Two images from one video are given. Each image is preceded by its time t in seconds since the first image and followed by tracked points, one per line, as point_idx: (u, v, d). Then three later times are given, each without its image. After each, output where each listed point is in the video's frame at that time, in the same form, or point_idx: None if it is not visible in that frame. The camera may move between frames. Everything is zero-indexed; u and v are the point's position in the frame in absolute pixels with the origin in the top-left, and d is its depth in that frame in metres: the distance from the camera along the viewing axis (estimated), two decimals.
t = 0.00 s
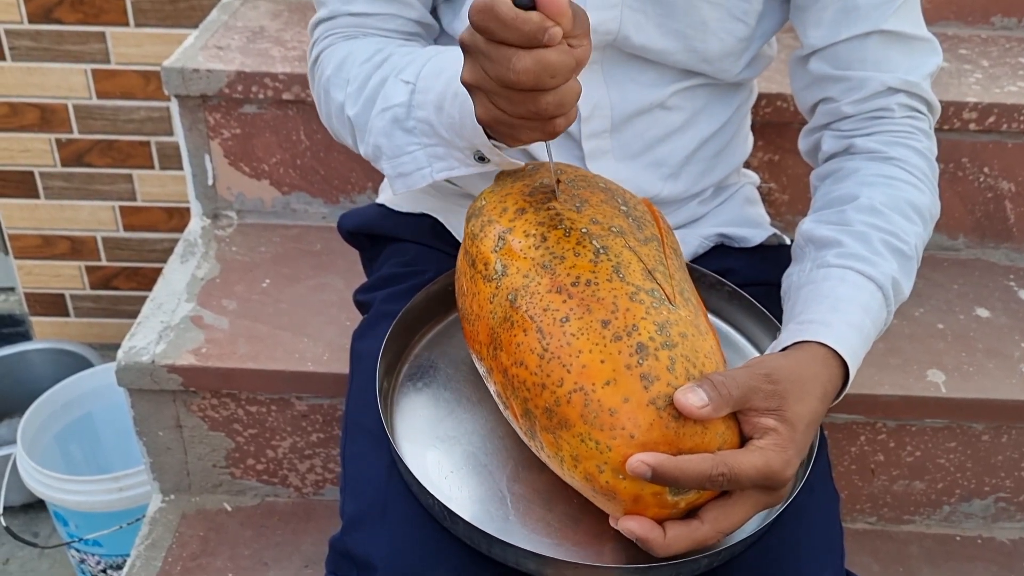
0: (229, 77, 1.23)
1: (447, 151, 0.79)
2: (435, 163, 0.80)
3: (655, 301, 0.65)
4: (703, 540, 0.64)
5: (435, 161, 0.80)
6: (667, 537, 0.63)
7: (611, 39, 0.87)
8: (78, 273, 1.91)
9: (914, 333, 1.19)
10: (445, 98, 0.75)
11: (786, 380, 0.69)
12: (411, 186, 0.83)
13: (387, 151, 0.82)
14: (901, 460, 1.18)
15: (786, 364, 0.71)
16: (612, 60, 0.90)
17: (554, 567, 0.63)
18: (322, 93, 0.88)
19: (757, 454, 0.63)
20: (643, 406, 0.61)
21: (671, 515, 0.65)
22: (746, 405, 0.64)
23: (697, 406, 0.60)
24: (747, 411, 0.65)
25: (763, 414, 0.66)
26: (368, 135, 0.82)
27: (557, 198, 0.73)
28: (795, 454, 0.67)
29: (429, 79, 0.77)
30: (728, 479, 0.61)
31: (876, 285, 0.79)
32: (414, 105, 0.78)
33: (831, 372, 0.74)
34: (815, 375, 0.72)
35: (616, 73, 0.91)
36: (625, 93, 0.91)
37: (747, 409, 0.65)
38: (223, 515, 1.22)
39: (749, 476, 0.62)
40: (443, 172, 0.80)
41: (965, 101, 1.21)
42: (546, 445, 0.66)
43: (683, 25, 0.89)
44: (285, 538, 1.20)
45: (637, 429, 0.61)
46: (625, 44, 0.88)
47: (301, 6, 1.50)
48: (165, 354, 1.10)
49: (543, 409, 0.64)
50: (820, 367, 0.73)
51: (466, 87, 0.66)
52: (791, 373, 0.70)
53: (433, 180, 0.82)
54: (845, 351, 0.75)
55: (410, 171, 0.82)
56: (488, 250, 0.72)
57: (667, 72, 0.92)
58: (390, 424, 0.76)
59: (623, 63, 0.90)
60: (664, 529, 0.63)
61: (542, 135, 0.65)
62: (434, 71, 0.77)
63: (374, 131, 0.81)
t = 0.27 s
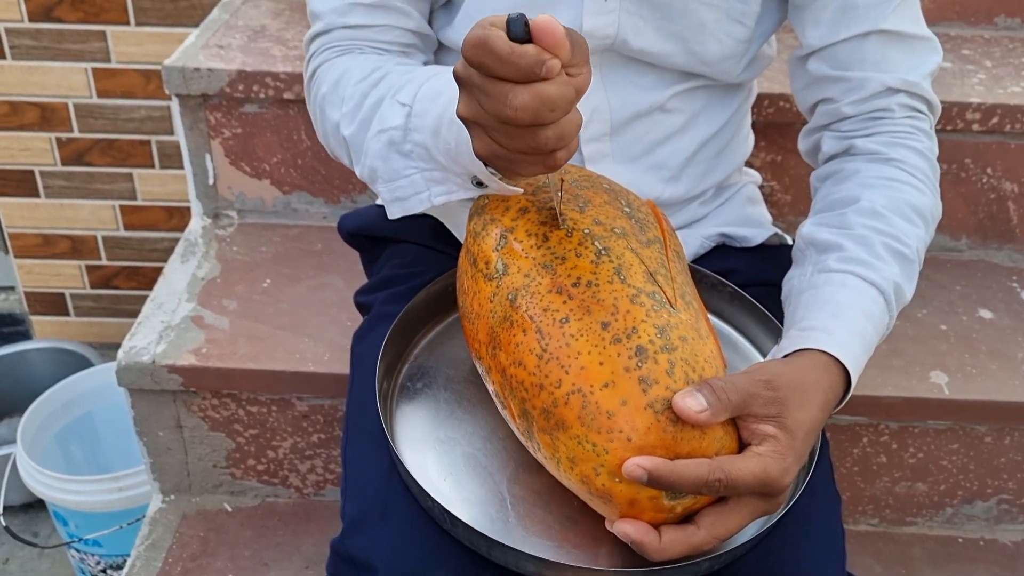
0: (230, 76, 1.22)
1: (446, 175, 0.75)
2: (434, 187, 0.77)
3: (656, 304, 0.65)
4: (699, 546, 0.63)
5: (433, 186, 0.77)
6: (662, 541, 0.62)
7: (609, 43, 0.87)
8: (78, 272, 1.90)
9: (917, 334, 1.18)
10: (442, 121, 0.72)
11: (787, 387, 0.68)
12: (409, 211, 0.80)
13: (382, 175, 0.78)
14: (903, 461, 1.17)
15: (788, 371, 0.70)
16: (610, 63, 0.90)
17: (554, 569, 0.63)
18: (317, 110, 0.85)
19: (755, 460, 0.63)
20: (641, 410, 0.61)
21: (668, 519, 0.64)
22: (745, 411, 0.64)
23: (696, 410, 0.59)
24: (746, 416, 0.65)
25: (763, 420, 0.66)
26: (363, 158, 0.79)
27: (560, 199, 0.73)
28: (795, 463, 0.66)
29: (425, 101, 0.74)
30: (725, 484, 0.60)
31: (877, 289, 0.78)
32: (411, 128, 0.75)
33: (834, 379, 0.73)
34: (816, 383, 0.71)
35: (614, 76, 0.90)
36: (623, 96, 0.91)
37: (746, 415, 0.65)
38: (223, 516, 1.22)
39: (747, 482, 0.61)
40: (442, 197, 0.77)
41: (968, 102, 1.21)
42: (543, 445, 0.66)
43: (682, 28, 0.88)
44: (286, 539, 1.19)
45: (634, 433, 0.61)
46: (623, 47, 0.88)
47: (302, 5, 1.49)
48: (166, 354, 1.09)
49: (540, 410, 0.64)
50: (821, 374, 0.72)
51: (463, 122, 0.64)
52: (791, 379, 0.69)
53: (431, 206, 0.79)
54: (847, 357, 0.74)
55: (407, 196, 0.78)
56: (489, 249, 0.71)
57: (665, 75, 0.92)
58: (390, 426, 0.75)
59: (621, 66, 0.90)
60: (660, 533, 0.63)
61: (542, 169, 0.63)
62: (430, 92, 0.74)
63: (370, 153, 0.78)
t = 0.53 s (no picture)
0: (231, 75, 1.22)
1: (447, 201, 0.74)
2: (434, 211, 0.76)
3: (662, 302, 0.64)
4: (698, 546, 0.63)
5: (434, 209, 0.76)
6: (662, 540, 0.62)
7: (609, 47, 0.87)
8: (78, 271, 1.90)
9: (919, 335, 1.18)
10: (444, 151, 0.69)
11: (791, 390, 0.68)
12: (407, 233, 0.78)
13: (380, 199, 0.77)
14: (905, 462, 1.17)
15: (792, 374, 0.70)
16: (610, 66, 0.89)
17: (556, 569, 0.63)
18: (309, 122, 0.82)
19: (757, 461, 0.63)
20: (644, 407, 0.60)
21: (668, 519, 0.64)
22: (748, 412, 0.64)
23: (698, 409, 0.59)
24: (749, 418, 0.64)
25: (766, 422, 0.66)
26: (359, 179, 0.77)
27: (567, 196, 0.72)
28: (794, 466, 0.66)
29: (425, 128, 0.71)
30: (726, 485, 0.60)
31: (881, 292, 0.78)
32: (410, 154, 0.73)
33: (837, 382, 0.73)
34: (820, 386, 0.71)
35: (614, 78, 0.90)
36: (624, 98, 0.90)
37: (749, 416, 0.64)
38: (223, 516, 1.22)
39: (748, 483, 0.61)
40: (444, 219, 0.76)
41: (971, 102, 1.21)
42: (544, 441, 0.65)
43: (683, 31, 0.87)
44: (286, 539, 1.19)
45: (637, 430, 0.60)
46: (623, 51, 0.87)
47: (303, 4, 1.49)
48: (166, 354, 1.09)
49: (543, 405, 0.64)
50: (823, 377, 0.72)
51: (472, 163, 0.63)
52: (795, 382, 0.69)
53: (433, 226, 0.78)
54: (851, 362, 0.74)
55: (406, 220, 0.77)
56: (495, 244, 0.71)
57: (666, 77, 0.91)
58: (392, 426, 0.75)
59: (620, 69, 0.90)
60: (659, 532, 0.63)
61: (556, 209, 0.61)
62: (430, 118, 0.71)
63: (367, 178, 0.76)
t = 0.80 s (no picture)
0: (233, 75, 1.22)
1: (448, 232, 0.72)
2: (434, 240, 0.74)
3: (669, 305, 0.64)
4: (698, 550, 0.63)
5: (433, 238, 0.74)
6: (662, 543, 0.62)
7: (612, 52, 0.87)
8: (80, 270, 1.90)
9: (921, 337, 1.18)
10: (447, 184, 0.67)
11: (795, 395, 0.68)
12: (405, 261, 0.77)
13: (378, 226, 0.75)
14: (907, 464, 1.17)
15: (796, 378, 0.70)
16: (612, 69, 0.89)
17: (559, 571, 0.63)
18: (303, 134, 0.80)
19: (760, 465, 0.63)
20: (648, 408, 0.60)
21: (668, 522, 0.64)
22: (751, 415, 0.64)
23: (702, 411, 0.59)
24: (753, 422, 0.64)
25: (769, 426, 0.66)
26: (355, 203, 0.75)
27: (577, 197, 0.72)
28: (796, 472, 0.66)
29: (426, 156, 0.68)
30: (727, 489, 0.60)
31: (885, 298, 0.78)
32: (410, 182, 0.70)
33: (840, 388, 0.73)
34: (824, 392, 0.71)
35: (616, 82, 0.90)
36: (626, 102, 0.90)
37: (752, 420, 0.64)
38: (225, 516, 1.22)
39: (750, 487, 0.61)
40: (443, 249, 0.75)
41: (974, 104, 1.21)
42: (546, 440, 0.65)
43: (685, 36, 0.87)
44: (287, 539, 1.19)
45: (640, 431, 0.60)
46: (626, 56, 0.87)
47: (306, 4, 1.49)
48: (168, 354, 1.09)
49: (546, 404, 0.64)
50: (827, 383, 0.72)
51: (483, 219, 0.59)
52: (799, 387, 0.69)
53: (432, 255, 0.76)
54: (855, 369, 0.74)
55: (404, 247, 0.75)
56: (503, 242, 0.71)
57: (668, 81, 0.91)
58: (395, 428, 0.75)
59: (622, 72, 0.89)
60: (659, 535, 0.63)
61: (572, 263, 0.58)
62: (431, 146, 0.69)
63: (364, 203, 0.73)
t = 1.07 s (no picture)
0: (235, 74, 1.22)
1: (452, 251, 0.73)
2: (438, 255, 0.75)
3: (671, 305, 0.64)
4: (698, 551, 0.63)
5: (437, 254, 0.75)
6: (661, 543, 0.62)
7: (615, 55, 0.86)
8: (80, 269, 1.90)
9: (923, 338, 1.18)
10: (452, 208, 0.67)
11: (797, 397, 0.68)
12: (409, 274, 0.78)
13: (383, 242, 0.75)
14: (908, 465, 1.17)
15: (798, 381, 0.70)
16: (616, 71, 0.89)
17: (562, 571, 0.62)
18: (306, 141, 0.80)
19: (760, 467, 0.63)
20: (648, 407, 0.60)
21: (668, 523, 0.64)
22: (752, 417, 0.64)
23: (702, 412, 0.59)
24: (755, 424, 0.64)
25: (771, 428, 0.65)
26: (359, 217, 0.75)
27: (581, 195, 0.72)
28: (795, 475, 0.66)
29: (431, 179, 0.68)
30: (727, 490, 0.60)
31: (889, 300, 0.78)
32: (415, 202, 0.70)
33: (843, 392, 0.73)
34: (826, 395, 0.71)
35: (620, 85, 0.90)
36: (629, 104, 0.90)
37: (754, 421, 0.64)
38: (225, 516, 1.22)
39: (749, 489, 0.61)
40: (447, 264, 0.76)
41: (976, 105, 1.21)
42: (546, 438, 0.65)
43: (689, 38, 0.87)
44: (288, 539, 1.19)
45: (641, 431, 0.60)
46: (630, 58, 0.87)
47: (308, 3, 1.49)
48: (170, 354, 1.09)
49: (547, 403, 0.64)
50: (831, 386, 0.72)
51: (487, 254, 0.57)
52: (802, 390, 0.69)
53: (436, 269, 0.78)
54: (858, 373, 0.74)
55: (409, 262, 0.76)
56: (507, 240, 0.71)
57: (672, 83, 0.91)
58: (398, 428, 0.75)
59: (626, 74, 0.89)
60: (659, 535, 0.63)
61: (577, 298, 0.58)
62: (436, 168, 0.68)
63: (369, 220, 0.74)
